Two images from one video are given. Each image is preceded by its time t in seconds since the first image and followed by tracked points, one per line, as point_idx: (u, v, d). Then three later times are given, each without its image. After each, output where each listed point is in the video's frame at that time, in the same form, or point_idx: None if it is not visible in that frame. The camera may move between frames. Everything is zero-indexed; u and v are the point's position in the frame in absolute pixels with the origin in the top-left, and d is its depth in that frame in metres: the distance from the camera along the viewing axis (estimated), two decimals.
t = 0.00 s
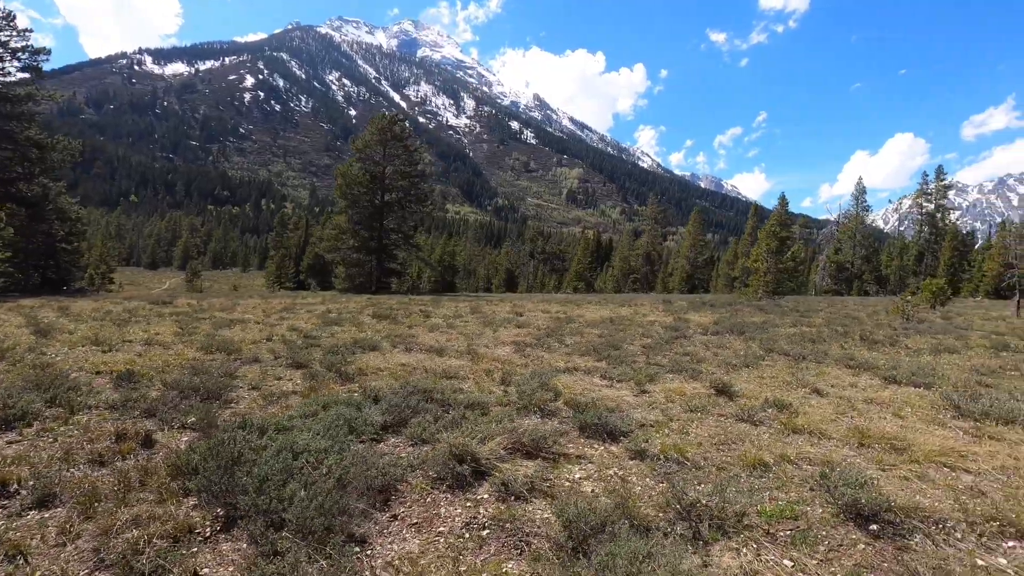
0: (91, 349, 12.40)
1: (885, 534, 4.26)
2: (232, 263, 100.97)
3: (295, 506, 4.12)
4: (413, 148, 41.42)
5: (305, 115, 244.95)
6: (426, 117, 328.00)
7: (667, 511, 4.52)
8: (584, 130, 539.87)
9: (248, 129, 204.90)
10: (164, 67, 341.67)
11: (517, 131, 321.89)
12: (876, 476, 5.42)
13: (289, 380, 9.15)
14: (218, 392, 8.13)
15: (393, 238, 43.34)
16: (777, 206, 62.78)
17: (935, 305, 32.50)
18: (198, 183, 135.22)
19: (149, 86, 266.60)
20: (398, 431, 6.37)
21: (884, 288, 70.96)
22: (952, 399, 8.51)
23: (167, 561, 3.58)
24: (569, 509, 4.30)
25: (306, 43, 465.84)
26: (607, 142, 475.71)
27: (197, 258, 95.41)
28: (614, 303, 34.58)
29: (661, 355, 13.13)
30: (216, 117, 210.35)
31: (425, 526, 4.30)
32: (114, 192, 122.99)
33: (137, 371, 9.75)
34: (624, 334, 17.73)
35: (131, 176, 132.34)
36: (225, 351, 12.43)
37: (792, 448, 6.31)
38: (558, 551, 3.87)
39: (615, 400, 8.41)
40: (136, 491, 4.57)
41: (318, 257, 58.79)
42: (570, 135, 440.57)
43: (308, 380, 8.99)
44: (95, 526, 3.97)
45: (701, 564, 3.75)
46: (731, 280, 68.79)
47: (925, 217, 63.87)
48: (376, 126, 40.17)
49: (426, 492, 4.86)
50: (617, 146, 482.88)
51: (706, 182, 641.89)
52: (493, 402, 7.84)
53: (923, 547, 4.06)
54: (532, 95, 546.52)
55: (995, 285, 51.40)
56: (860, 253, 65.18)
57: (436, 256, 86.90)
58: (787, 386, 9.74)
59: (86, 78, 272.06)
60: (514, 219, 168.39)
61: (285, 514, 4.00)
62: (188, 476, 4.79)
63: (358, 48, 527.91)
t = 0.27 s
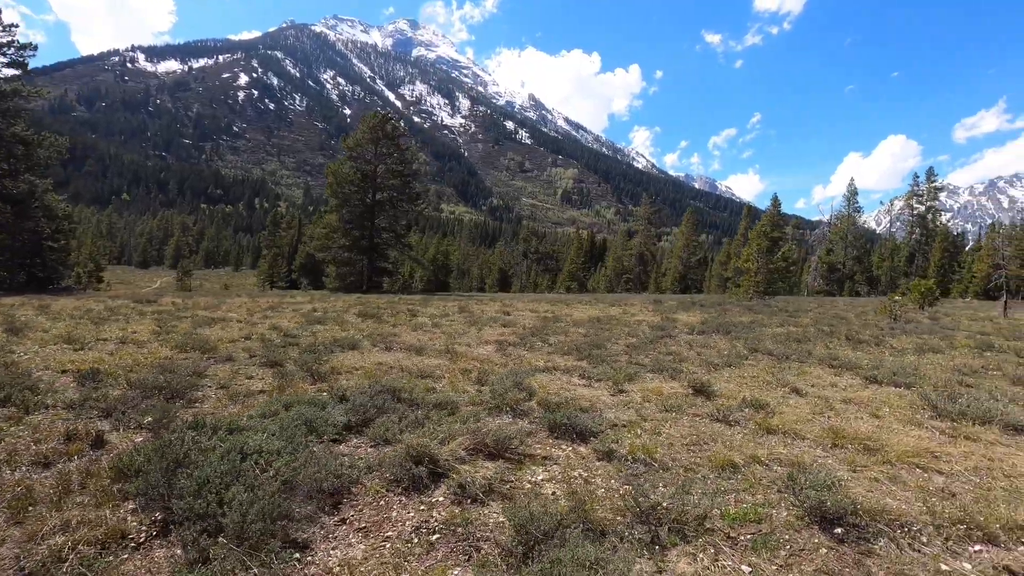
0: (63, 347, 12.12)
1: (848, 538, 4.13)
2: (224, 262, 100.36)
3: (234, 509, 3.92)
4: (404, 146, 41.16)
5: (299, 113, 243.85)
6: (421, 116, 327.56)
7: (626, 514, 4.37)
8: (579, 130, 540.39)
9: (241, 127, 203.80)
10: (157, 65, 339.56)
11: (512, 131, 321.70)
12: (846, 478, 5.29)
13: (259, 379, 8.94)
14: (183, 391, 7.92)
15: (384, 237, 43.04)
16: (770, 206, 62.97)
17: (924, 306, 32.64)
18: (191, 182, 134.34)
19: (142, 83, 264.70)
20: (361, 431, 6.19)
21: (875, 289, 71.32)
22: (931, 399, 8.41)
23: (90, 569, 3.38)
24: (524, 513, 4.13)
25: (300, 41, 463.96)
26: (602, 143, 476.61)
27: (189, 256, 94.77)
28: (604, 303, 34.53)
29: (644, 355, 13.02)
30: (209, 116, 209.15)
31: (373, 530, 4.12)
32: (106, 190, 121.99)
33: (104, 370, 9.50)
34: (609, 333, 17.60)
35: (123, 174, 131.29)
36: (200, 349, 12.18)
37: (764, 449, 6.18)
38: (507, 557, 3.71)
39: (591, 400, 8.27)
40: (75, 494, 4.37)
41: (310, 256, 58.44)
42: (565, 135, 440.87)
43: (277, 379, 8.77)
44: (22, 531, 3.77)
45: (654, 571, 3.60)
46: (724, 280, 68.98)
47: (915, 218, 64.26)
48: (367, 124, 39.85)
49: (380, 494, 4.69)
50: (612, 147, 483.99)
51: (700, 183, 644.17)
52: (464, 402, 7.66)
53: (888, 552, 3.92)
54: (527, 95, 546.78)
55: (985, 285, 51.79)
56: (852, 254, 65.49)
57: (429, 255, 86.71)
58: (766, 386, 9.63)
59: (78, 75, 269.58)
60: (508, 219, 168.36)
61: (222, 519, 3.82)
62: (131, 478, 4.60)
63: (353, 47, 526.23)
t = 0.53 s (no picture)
0: (31, 349, 11.75)
1: (812, 553, 3.94)
2: (218, 261, 99.64)
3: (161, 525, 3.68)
4: (396, 145, 40.82)
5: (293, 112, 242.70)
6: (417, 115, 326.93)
7: (582, 528, 4.15)
8: (575, 130, 540.67)
9: (235, 125, 202.61)
10: (151, 62, 337.14)
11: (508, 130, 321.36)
12: (818, 487, 5.10)
13: (226, 383, 8.65)
14: (143, 396, 7.63)
15: (376, 237, 42.68)
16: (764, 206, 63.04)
17: (915, 305, 32.68)
18: (185, 180, 133.41)
19: (135, 81, 262.85)
20: (319, 438, 5.96)
21: (868, 288, 71.51)
22: (912, 402, 8.25)
23: None
24: (471, 528, 3.92)
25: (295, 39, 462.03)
26: (597, 142, 476.92)
27: (182, 255, 94.05)
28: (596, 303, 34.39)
29: (627, 356, 12.83)
30: (203, 114, 207.83)
31: (312, 548, 3.89)
32: (98, 188, 120.90)
33: (66, 372, 9.19)
34: (594, 333, 17.41)
35: (115, 173, 130.21)
36: (173, 351, 11.85)
37: (735, 456, 5.99)
38: None
39: (565, 404, 8.06)
40: None
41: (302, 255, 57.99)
42: (560, 134, 440.88)
43: (244, 383, 8.49)
44: None
45: None
46: (718, 279, 68.99)
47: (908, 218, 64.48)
48: (359, 122, 39.50)
49: (327, 508, 4.47)
50: (608, 146, 484.72)
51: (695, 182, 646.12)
52: (432, 407, 7.45)
53: (853, 569, 3.73)
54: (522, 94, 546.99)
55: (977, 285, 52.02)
56: (845, 253, 65.65)
57: (424, 254, 86.43)
58: (747, 389, 9.45)
59: (70, 72, 267.36)
60: (504, 218, 168.18)
61: (146, 537, 3.57)
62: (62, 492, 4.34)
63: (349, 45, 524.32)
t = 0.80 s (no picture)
0: None
1: (770, 562, 3.79)
2: (210, 260, 99.10)
3: (83, 537, 3.48)
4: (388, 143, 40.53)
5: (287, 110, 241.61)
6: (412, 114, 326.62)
7: (534, 537, 3.96)
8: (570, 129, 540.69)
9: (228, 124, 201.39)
10: (144, 61, 335.41)
11: (503, 129, 320.94)
12: (783, 492, 4.97)
13: (190, 385, 8.42)
14: (102, 398, 7.41)
15: (367, 236, 42.38)
16: (757, 205, 63.22)
17: (903, 304, 32.78)
18: (178, 179, 132.66)
19: (128, 79, 260.97)
20: (276, 442, 5.76)
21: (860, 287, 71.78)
22: (890, 402, 8.15)
23: None
24: (413, 538, 3.75)
25: (289, 37, 459.67)
26: (592, 141, 477.23)
27: (175, 255, 93.42)
28: (586, 302, 34.35)
29: (608, 356, 12.69)
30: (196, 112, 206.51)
31: (247, 560, 3.72)
32: (90, 187, 119.93)
33: (29, 373, 8.95)
34: (580, 333, 17.26)
35: (108, 171, 129.29)
36: (145, 351, 11.59)
37: (703, 458, 5.85)
38: None
39: (537, 405, 7.91)
40: None
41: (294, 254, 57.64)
42: (555, 133, 440.89)
43: (210, 385, 8.28)
44: None
45: None
46: (712, 278, 69.16)
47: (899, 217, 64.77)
48: (350, 120, 39.20)
49: (271, 516, 4.29)
50: (603, 145, 485.85)
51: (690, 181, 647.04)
52: (400, 410, 7.27)
53: None
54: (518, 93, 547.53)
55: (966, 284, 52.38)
56: (837, 253, 65.85)
57: (417, 253, 86.28)
58: (725, 389, 9.31)
59: (62, 69, 264.82)
60: (498, 217, 168.16)
61: (66, 548, 3.38)
62: None
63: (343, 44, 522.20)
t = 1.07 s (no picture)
0: None
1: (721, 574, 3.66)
2: (199, 259, 98.13)
3: None
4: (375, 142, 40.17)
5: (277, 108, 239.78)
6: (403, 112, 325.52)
7: (479, 550, 3.81)
8: (562, 128, 541.08)
9: (217, 122, 199.52)
10: (131, 57, 331.84)
11: (494, 128, 320.48)
12: (744, 498, 4.85)
13: (150, 389, 8.17)
14: (53, 403, 7.15)
15: (355, 235, 42.02)
16: (746, 204, 63.50)
17: (888, 302, 32.99)
18: (166, 178, 131.21)
19: (115, 76, 257.79)
20: (226, 449, 5.55)
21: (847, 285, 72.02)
22: (863, 402, 8.07)
23: None
24: (348, 554, 3.55)
25: (279, 34, 456.14)
26: (584, 141, 477.74)
27: (162, 254, 92.36)
28: (574, 301, 34.24)
29: (587, 356, 12.57)
30: (184, 110, 204.45)
31: None
32: (76, 185, 118.33)
33: None
34: (561, 333, 17.12)
35: (94, 169, 127.65)
36: (111, 353, 11.30)
37: (668, 462, 5.71)
38: None
39: (506, 407, 7.74)
40: None
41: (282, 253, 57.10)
42: (547, 133, 441.10)
43: (170, 388, 8.02)
44: None
45: None
46: (701, 277, 69.39)
47: (885, 216, 65.33)
48: (337, 118, 38.81)
49: (206, 528, 4.09)
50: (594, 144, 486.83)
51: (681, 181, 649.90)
52: (362, 415, 7.07)
53: None
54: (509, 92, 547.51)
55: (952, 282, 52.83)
56: (825, 251, 66.31)
57: (408, 252, 85.93)
58: (699, 390, 9.19)
59: (47, 66, 261.02)
60: (490, 215, 167.85)
61: None
62: None
63: (334, 42, 519.11)
